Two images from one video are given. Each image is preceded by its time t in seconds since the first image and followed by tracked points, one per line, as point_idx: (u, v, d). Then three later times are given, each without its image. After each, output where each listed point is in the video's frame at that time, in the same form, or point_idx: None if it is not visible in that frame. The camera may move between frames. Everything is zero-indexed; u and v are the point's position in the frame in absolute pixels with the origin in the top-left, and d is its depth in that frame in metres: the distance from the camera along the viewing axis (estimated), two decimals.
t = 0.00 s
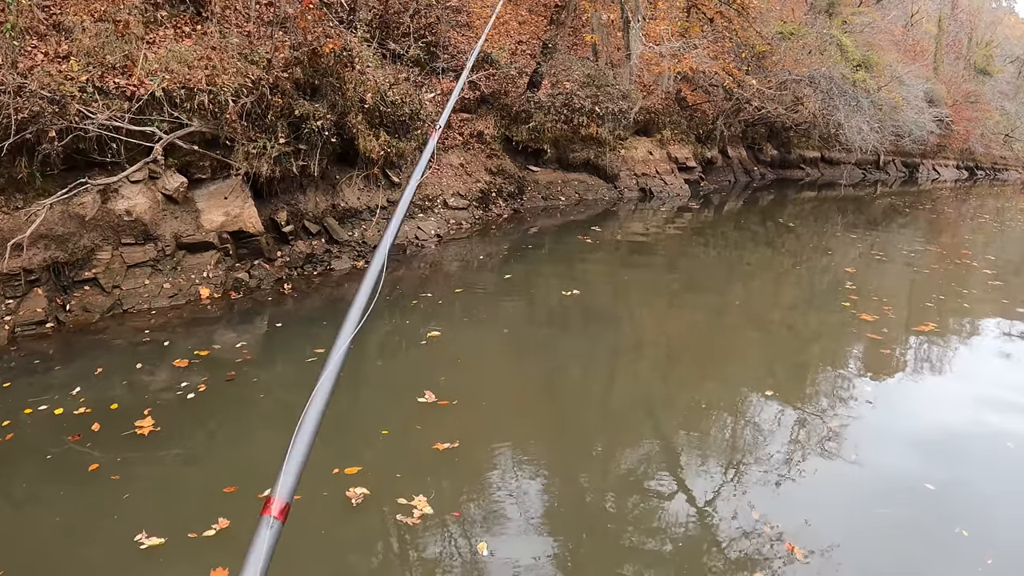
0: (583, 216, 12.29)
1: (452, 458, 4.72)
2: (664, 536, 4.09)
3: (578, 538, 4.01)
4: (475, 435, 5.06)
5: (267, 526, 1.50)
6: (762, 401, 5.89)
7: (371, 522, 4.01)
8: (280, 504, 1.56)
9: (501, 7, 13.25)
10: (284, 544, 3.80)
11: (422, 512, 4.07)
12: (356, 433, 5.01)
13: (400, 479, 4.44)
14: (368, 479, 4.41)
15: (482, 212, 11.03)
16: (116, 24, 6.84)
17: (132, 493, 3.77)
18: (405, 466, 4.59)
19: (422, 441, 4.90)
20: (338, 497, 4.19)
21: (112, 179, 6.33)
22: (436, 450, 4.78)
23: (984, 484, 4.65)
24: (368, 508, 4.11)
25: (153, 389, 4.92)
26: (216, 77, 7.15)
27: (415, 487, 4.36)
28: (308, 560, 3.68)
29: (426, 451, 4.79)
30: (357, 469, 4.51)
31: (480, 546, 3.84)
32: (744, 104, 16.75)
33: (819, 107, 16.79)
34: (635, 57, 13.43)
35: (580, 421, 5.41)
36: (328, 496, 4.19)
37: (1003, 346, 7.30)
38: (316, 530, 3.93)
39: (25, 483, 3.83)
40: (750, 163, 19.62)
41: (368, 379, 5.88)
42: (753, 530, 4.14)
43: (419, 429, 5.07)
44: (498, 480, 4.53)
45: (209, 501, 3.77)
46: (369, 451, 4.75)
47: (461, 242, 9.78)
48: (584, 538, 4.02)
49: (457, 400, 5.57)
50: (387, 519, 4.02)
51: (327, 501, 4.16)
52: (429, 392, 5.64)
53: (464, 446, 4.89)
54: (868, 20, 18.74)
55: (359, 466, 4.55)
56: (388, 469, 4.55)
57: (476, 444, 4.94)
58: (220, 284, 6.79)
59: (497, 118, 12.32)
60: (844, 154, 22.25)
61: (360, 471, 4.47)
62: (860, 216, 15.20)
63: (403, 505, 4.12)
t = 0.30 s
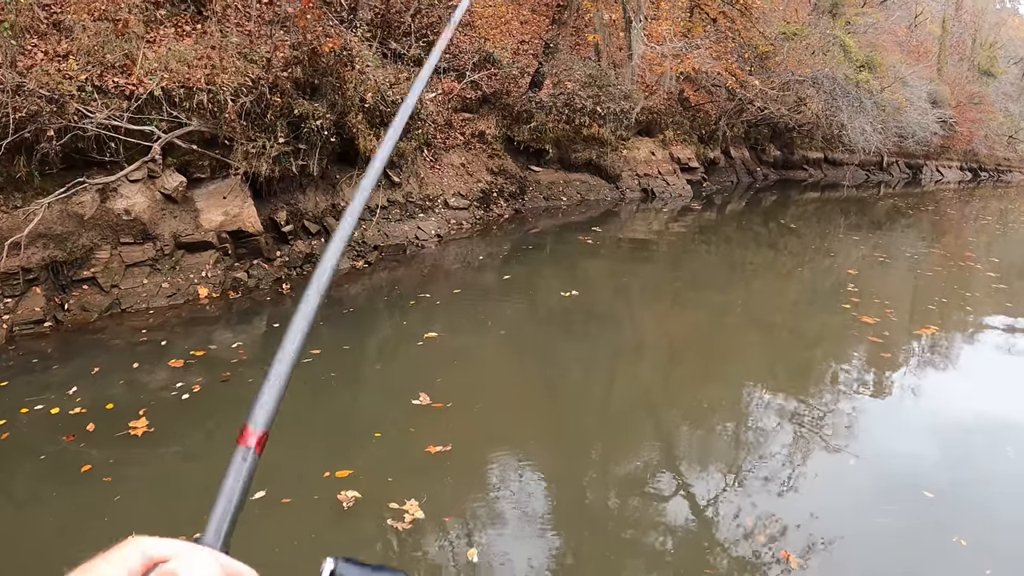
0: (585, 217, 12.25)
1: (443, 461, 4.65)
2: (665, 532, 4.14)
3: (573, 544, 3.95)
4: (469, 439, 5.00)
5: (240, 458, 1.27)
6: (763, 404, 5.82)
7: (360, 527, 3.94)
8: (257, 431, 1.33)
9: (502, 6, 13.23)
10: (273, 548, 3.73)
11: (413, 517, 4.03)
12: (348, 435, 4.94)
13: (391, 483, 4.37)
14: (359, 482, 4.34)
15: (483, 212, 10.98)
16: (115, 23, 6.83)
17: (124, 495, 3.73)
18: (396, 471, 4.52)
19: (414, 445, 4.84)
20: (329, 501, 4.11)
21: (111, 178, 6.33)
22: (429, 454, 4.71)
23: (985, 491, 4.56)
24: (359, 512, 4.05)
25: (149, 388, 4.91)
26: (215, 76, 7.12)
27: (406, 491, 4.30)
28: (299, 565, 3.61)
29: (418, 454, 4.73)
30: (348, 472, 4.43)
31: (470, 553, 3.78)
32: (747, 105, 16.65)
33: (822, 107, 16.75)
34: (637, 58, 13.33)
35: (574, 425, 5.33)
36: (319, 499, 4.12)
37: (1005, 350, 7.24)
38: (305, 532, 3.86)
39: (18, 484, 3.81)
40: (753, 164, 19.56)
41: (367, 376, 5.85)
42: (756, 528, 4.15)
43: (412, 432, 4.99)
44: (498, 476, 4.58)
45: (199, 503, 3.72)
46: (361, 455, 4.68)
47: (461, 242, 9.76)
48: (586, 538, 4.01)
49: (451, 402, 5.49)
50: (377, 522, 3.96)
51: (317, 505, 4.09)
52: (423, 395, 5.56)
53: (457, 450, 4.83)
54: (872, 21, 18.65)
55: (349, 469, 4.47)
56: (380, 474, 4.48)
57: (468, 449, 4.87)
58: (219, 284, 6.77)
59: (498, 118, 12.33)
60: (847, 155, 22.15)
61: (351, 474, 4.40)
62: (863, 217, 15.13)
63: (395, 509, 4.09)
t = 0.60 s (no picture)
0: (588, 216, 12.20)
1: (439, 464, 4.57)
2: (665, 540, 4.08)
3: (572, 550, 3.92)
4: (466, 442, 4.91)
5: (221, 320, 0.83)
6: (769, 406, 5.77)
7: (354, 528, 3.86)
8: (241, 286, 0.85)
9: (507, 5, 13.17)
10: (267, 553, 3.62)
11: (407, 521, 3.98)
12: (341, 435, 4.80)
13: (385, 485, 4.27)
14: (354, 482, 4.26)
15: (486, 211, 10.96)
16: (116, 22, 6.79)
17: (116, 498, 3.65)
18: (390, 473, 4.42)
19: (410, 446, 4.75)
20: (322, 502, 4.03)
21: (111, 176, 6.32)
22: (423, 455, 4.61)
23: (988, 500, 4.48)
24: (353, 513, 3.96)
25: (149, 387, 4.88)
26: (216, 75, 7.11)
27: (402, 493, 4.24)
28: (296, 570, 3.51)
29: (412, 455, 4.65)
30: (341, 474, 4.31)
31: (464, 557, 3.75)
32: (751, 105, 16.59)
33: (826, 107, 16.68)
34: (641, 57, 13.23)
35: (574, 427, 5.26)
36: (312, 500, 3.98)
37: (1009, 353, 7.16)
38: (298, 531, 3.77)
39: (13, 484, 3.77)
40: (758, 164, 19.43)
41: (367, 374, 5.79)
42: (757, 532, 4.10)
43: (408, 433, 4.90)
44: (504, 471, 4.60)
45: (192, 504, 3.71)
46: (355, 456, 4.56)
47: (463, 241, 9.72)
48: (590, 545, 3.99)
49: (448, 403, 5.39)
50: (369, 525, 3.88)
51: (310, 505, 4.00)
52: (420, 396, 5.44)
53: (453, 452, 4.74)
54: (877, 21, 18.53)
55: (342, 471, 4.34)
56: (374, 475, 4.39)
57: (465, 452, 4.79)
58: (220, 282, 6.76)
59: (502, 117, 12.32)
60: (852, 155, 22.00)
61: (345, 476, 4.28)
62: (868, 218, 15.04)
63: (388, 512, 4.00)
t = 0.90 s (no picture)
0: (591, 216, 12.15)
1: (433, 468, 4.49)
2: (669, 538, 4.04)
3: (574, 550, 3.89)
4: (463, 446, 4.84)
5: (168, 204, 0.75)
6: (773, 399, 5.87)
7: (347, 532, 3.80)
8: (195, 154, 0.77)
9: (511, 5, 13.16)
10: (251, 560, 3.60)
11: (401, 525, 3.90)
12: (336, 437, 4.75)
13: (380, 490, 4.23)
14: (347, 487, 4.21)
15: (488, 211, 10.94)
16: (118, 21, 6.80)
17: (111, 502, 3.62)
18: (386, 477, 4.37)
19: (406, 447, 4.70)
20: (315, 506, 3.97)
21: (112, 175, 6.32)
22: (418, 459, 4.56)
23: (990, 507, 4.38)
24: (347, 518, 3.91)
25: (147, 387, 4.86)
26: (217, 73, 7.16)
27: (396, 497, 4.18)
28: None
29: (407, 458, 4.57)
30: (334, 479, 4.28)
31: (456, 564, 3.67)
32: (755, 105, 16.53)
33: (831, 107, 16.66)
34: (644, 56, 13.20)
35: (575, 429, 5.19)
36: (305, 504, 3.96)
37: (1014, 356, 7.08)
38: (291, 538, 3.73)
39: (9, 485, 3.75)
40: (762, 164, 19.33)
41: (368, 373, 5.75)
42: (764, 533, 4.08)
43: (404, 436, 4.82)
44: (505, 471, 4.58)
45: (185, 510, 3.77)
46: (350, 460, 4.52)
47: (465, 240, 9.69)
48: (594, 545, 3.95)
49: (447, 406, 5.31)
50: (362, 530, 3.82)
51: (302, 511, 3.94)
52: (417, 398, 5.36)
53: (448, 457, 4.66)
54: (882, 21, 18.48)
55: (336, 475, 4.31)
56: (368, 478, 4.35)
57: (463, 455, 4.73)
58: (220, 282, 6.74)
59: (506, 116, 12.33)
60: (857, 155, 21.88)
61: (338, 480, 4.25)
62: (872, 218, 14.98)
63: (382, 518, 3.94)
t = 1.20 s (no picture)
0: (593, 217, 12.12)
1: (425, 471, 4.42)
2: (671, 535, 4.06)
3: (576, 550, 3.88)
4: (455, 450, 4.74)
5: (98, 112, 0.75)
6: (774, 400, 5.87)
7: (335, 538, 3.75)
8: (129, 57, 0.75)
9: (512, 4, 13.16)
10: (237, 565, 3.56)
11: (394, 529, 3.84)
12: (329, 441, 4.71)
13: (373, 494, 4.18)
14: (339, 490, 4.16)
15: (490, 211, 10.91)
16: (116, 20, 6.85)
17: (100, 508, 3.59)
18: (379, 481, 4.32)
19: (399, 449, 4.63)
20: (306, 509, 3.92)
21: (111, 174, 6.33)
22: (411, 462, 4.48)
23: (988, 511, 4.31)
24: (337, 522, 3.86)
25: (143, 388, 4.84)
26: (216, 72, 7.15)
27: (387, 500, 4.12)
28: None
29: (399, 461, 4.51)
30: (326, 481, 4.22)
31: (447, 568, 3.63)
32: (758, 105, 16.47)
33: (833, 107, 16.61)
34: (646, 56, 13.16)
35: (574, 433, 5.14)
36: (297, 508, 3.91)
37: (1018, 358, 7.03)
38: (283, 543, 3.69)
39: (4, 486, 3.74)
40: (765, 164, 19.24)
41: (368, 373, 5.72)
42: (765, 530, 4.09)
43: (398, 439, 4.75)
44: (507, 474, 4.56)
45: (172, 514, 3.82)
46: (344, 463, 4.47)
47: (466, 241, 9.65)
48: (593, 544, 3.95)
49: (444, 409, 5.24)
50: (354, 534, 3.78)
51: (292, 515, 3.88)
52: (412, 400, 5.28)
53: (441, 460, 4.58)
54: (886, 21, 18.42)
55: (328, 478, 4.26)
56: (362, 482, 4.30)
57: (458, 458, 4.67)
58: (219, 282, 6.72)
59: (507, 116, 12.26)
60: (860, 156, 21.75)
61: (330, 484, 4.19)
62: (875, 219, 14.92)
63: (374, 522, 3.89)
